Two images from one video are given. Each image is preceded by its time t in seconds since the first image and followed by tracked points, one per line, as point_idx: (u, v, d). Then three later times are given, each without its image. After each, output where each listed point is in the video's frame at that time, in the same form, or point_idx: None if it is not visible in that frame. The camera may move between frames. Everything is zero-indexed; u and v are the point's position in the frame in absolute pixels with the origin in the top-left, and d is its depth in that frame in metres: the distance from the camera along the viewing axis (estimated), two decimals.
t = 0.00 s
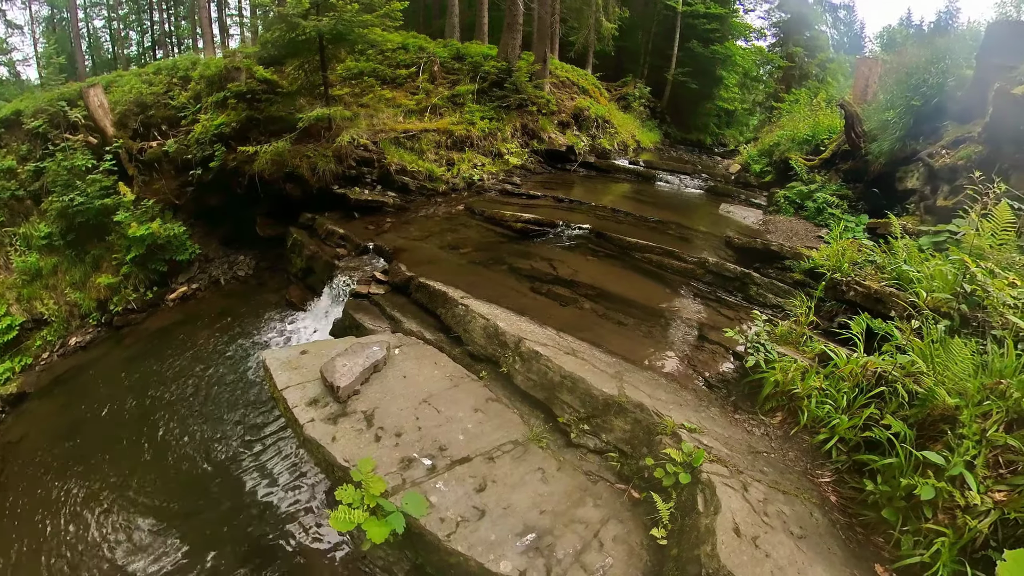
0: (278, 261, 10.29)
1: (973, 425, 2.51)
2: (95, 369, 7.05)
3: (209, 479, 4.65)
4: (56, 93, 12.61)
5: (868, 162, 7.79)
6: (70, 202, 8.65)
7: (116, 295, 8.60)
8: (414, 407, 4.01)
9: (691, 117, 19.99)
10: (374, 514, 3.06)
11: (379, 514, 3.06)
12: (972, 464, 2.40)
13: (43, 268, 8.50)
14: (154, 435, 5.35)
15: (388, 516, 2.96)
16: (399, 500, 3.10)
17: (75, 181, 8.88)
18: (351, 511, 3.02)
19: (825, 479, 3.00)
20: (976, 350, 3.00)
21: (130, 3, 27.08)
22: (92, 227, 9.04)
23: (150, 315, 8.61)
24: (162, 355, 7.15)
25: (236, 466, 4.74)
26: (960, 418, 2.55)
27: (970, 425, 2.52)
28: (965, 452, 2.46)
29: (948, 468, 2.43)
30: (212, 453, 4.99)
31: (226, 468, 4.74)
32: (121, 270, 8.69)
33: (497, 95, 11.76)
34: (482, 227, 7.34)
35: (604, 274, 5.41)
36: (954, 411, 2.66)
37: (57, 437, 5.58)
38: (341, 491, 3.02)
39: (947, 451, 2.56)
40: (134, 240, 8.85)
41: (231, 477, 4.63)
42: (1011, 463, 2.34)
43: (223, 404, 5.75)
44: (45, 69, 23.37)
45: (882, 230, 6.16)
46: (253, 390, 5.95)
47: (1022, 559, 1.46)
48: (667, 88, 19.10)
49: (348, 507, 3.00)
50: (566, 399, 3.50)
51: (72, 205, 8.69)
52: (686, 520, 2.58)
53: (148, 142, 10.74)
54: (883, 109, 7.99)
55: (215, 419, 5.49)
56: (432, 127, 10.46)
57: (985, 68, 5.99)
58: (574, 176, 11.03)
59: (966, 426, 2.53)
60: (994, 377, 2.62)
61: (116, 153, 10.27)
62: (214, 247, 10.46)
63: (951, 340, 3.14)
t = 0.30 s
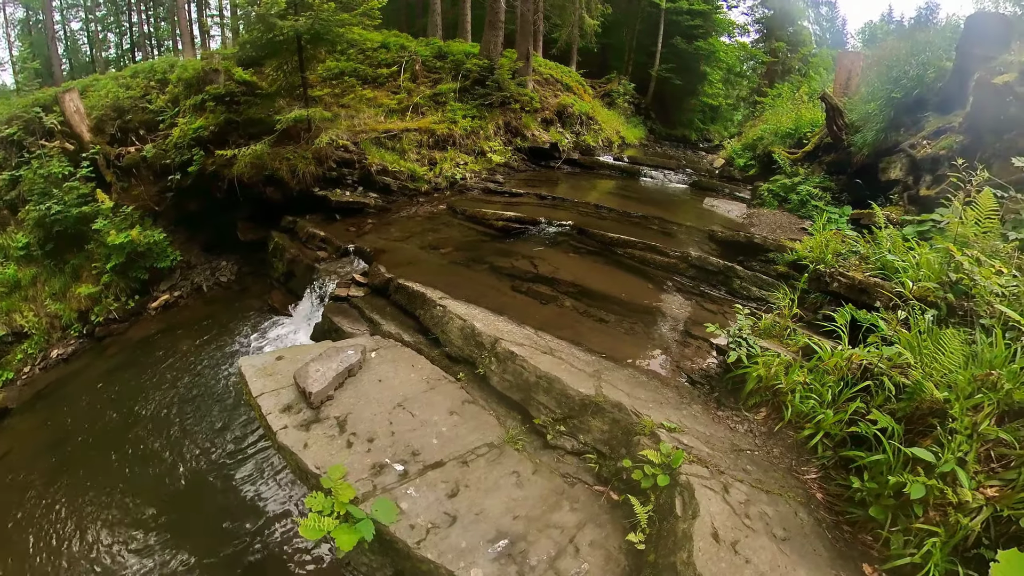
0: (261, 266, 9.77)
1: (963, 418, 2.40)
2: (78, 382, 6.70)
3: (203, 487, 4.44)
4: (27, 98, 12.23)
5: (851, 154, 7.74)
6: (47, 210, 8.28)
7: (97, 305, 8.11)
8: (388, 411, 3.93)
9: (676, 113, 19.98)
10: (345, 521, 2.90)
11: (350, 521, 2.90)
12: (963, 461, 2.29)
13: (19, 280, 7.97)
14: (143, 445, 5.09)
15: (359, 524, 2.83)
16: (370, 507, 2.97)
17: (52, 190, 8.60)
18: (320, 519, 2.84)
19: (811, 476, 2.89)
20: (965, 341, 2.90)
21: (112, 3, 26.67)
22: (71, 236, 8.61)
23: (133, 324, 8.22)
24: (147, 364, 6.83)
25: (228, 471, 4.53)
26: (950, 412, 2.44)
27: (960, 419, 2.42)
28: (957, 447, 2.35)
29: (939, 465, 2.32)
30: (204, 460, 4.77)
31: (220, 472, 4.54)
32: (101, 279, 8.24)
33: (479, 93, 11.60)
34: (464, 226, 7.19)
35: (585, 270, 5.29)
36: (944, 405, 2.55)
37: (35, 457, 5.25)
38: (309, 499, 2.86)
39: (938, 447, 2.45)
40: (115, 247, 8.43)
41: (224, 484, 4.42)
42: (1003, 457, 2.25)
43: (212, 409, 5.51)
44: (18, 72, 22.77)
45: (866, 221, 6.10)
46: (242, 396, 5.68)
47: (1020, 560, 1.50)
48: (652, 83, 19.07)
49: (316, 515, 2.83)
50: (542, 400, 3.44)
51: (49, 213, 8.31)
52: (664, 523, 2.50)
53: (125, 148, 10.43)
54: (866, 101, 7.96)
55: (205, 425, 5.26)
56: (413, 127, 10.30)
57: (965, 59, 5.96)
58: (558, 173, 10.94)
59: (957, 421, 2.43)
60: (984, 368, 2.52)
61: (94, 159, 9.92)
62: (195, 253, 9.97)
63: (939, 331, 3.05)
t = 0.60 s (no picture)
0: (244, 272, 9.30)
1: (954, 414, 2.30)
2: (61, 396, 6.42)
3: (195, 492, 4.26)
4: None
5: (832, 147, 7.72)
6: (23, 220, 8.02)
7: (77, 317, 7.82)
8: (362, 418, 3.87)
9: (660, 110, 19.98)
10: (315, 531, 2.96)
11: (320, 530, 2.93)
12: (953, 459, 2.19)
13: None
14: (131, 453, 4.87)
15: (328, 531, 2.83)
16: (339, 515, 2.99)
17: (28, 200, 8.32)
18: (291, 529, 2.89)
19: (795, 476, 2.78)
20: (953, 333, 2.81)
21: (89, 4, 26.20)
22: (49, 246, 8.38)
23: (115, 335, 7.88)
24: (133, 372, 6.59)
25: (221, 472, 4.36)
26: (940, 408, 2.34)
27: (950, 415, 2.32)
28: (947, 444, 2.26)
29: (927, 464, 2.23)
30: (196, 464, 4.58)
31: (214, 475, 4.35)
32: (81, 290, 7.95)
33: (461, 92, 11.48)
34: (444, 227, 7.04)
35: (566, 268, 5.16)
36: (933, 401, 2.45)
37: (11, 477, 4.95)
38: (279, 509, 2.91)
39: (927, 444, 2.35)
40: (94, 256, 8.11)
41: (216, 487, 4.25)
42: (995, 453, 2.16)
43: (203, 412, 5.33)
44: None
45: (848, 212, 6.05)
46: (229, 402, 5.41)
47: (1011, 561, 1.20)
48: (636, 80, 19.05)
49: (287, 525, 2.87)
50: (516, 403, 3.37)
51: (25, 223, 8.06)
52: (640, 530, 2.43)
53: (103, 155, 9.99)
54: (848, 95, 7.96)
55: (196, 429, 5.08)
56: (394, 127, 10.13)
57: (945, 49, 5.92)
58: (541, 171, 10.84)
59: (946, 416, 2.33)
60: (974, 361, 2.43)
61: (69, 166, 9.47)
62: (176, 261, 9.45)
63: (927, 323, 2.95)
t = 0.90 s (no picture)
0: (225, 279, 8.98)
1: (943, 408, 2.23)
2: (43, 412, 6.14)
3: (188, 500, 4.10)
4: None
5: (814, 140, 7.71)
6: None
7: (57, 330, 7.49)
8: (338, 425, 3.75)
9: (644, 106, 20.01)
10: (289, 541, 2.86)
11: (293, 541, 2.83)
12: (942, 456, 2.12)
13: None
14: (117, 467, 4.66)
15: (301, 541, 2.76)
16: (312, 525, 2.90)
17: None
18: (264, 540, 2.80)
19: (779, 472, 2.69)
20: (938, 323, 2.74)
21: (64, 7, 25.67)
22: (27, 258, 8.11)
23: (99, 347, 7.59)
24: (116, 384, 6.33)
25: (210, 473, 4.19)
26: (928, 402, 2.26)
27: (938, 409, 2.25)
28: (938, 440, 2.18)
29: (916, 461, 2.15)
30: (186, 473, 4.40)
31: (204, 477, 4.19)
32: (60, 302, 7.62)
33: (442, 92, 11.37)
34: (426, 227, 6.90)
35: (546, 266, 5.06)
36: (921, 394, 2.37)
37: None
38: (252, 521, 2.80)
39: (914, 440, 2.27)
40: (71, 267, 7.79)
41: (210, 492, 4.10)
42: (985, 447, 2.09)
43: (188, 419, 5.12)
44: None
45: (831, 204, 6.01)
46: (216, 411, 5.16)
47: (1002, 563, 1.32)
48: (619, 77, 19.04)
49: (260, 536, 2.78)
50: (492, 405, 3.30)
51: None
52: (617, 536, 2.36)
53: (78, 162, 9.73)
54: (829, 88, 7.96)
55: (182, 438, 4.88)
56: (375, 128, 9.97)
57: (922, 42, 5.96)
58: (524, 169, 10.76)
59: (935, 410, 2.26)
60: (961, 352, 2.36)
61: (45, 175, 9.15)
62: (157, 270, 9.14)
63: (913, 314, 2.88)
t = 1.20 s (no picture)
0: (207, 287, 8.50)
1: (929, 406, 2.18)
2: (24, 431, 5.89)
3: (176, 518, 3.88)
4: None
5: (794, 134, 7.71)
6: None
7: (37, 345, 7.18)
8: (314, 436, 3.65)
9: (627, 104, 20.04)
10: (266, 555, 2.77)
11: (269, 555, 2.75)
12: (929, 456, 2.06)
13: None
14: (102, 490, 4.41)
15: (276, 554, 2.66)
16: (285, 539, 2.81)
17: None
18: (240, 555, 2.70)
19: (762, 473, 2.60)
20: (921, 318, 2.69)
21: (39, 10, 25.11)
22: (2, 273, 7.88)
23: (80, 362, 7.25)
24: (99, 399, 6.07)
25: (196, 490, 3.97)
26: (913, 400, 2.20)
27: (924, 407, 2.19)
28: (924, 439, 2.13)
29: (901, 462, 2.09)
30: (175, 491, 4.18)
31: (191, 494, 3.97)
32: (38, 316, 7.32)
33: (423, 93, 11.25)
34: (406, 231, 6.77)
35: (527, 267, 4.97)
36: (905, 392, 2.31)
37: None
38: (226, 535, 2.72)
39: (899, 440, 2.21)
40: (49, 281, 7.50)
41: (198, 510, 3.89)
42: (972, 444, 2.04)
43: (174, 433, 4.88)
44: None
45: (812, 197, 5.98)
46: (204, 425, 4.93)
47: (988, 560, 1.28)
48: (601, 75, 19.04)
49: (235, 551, 2.69)
50: (467, 411, 3.23)
51: None
52: (592, 544, 2.27)
53: (53, 173, 9.42)
54: (808, 83, 7.99)
55: (169, 453, 4.65)
56: (355, 131, 9.82)
57: (898, 35, 6.02)
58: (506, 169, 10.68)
59: (921, 408, 2.20)
60: (948, 347, 2.31)
61: (21, 187, 8.95)
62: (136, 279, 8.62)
63: (896, 309, 2.82)
